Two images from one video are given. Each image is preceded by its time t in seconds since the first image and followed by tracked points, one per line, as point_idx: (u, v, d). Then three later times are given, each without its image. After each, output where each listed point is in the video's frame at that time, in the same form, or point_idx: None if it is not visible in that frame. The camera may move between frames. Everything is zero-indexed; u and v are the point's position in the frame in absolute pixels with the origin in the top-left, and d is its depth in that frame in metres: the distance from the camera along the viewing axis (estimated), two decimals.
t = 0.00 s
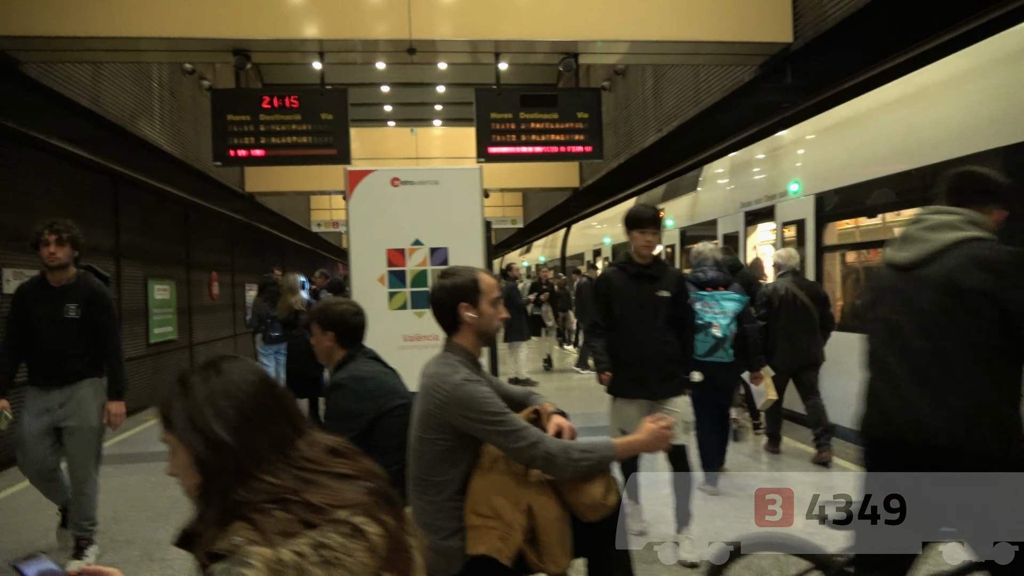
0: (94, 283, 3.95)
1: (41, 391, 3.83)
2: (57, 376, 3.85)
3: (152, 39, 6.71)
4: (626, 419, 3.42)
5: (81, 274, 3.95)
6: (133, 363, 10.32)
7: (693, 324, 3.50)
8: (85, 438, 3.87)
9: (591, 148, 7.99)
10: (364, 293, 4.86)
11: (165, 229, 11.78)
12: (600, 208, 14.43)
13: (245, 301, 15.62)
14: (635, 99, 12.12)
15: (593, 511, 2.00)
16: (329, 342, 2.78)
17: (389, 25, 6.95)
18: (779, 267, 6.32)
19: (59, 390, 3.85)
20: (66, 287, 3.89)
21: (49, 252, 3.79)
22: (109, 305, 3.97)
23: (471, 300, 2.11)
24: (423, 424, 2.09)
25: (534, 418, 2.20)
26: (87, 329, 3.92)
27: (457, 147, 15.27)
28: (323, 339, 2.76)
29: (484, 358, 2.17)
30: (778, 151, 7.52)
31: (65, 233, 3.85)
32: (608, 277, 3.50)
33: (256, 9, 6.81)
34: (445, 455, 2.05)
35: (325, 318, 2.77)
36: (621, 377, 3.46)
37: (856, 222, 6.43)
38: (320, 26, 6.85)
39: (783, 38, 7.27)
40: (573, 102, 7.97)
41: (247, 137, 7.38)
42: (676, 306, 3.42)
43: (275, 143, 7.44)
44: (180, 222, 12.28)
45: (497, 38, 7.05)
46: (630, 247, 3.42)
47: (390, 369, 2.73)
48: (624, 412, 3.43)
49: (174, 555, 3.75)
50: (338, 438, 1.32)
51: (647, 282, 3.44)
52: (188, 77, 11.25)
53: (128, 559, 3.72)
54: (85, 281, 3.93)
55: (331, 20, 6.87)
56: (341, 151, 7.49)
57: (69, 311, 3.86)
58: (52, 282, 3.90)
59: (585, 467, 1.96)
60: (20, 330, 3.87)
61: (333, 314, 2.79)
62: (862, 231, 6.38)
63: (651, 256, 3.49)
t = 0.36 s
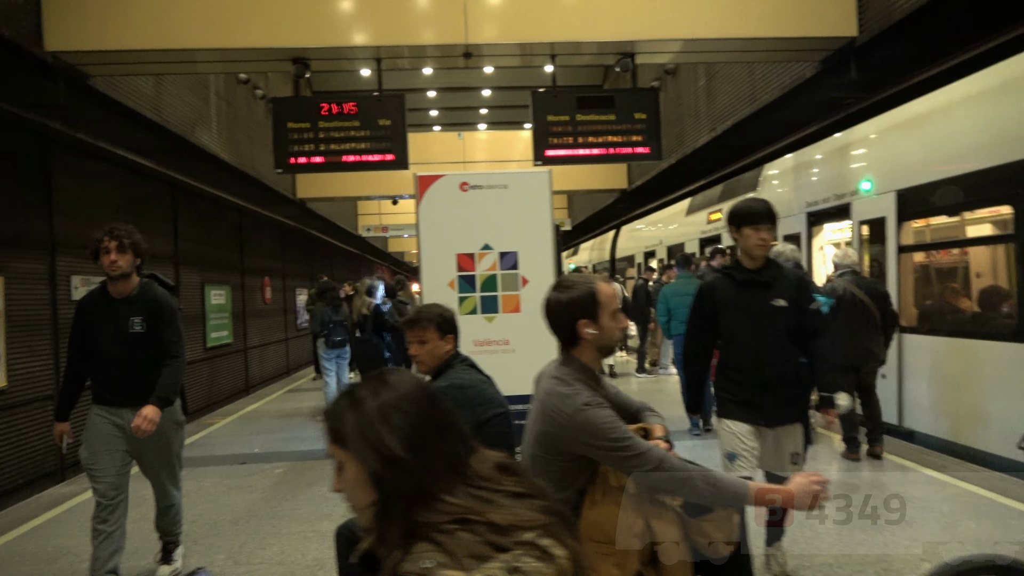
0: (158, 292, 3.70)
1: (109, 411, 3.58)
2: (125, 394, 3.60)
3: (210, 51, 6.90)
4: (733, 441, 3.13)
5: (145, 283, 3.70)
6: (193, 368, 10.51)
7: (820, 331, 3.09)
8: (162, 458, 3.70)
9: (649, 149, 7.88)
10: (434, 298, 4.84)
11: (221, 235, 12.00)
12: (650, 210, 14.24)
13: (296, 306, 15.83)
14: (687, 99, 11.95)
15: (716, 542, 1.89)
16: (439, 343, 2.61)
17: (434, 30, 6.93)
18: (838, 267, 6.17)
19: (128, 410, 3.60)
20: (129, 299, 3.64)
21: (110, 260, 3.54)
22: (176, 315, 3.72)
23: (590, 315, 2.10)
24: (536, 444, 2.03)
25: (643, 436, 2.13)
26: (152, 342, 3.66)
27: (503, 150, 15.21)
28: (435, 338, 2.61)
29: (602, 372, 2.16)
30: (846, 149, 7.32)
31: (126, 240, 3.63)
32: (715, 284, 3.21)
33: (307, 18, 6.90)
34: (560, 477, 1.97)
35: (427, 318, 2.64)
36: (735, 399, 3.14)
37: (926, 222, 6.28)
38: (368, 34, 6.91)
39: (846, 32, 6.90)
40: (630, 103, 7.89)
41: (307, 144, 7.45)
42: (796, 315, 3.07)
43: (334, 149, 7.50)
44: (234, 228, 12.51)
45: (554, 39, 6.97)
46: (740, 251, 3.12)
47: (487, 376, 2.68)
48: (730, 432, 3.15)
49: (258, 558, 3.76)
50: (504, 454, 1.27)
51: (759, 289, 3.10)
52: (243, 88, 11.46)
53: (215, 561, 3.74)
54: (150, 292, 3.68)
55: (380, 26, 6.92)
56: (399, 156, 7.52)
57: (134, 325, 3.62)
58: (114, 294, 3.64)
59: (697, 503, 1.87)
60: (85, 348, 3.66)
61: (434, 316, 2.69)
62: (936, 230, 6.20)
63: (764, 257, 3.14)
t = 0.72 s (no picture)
0: (218, 281, 3.16)
1: (166, 417, 3.07)
2: (184, 398, 3.06)
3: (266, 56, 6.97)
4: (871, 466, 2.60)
5: (203, 271, 3.17)
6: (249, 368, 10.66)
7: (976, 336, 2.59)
8: (218, 475, 3.07)
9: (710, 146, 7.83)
10: (507, 297, 4.83)
11: (274, 237, 12.17)
12: (701, 209, 14.03)
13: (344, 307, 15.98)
14: (741, 96, 11.76)
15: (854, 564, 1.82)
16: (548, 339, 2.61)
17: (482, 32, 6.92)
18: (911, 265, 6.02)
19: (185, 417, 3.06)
20: (186, 289, 3.09)
21: (164, 246, 3.01)
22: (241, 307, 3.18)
23: (729, 314, 2.22)
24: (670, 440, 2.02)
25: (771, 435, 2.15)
26: (217, 337, 3.14)
27: (547, 149, 15.11)
28: (545, 335, 2.59)
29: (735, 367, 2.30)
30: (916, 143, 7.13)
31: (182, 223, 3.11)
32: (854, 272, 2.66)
33: (354, 21, 6.93)
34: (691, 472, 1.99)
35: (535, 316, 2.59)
36: (872, 416, 2.61)
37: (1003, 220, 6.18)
38: (419, 35, 6.94)
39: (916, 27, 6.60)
40: (691, 99, 7.81)
41: (367, 145, 7.50)
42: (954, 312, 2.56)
43: (394, 150, 7.55)
44: (286, 231, 12.68)
45: (615, 37, 6.90)
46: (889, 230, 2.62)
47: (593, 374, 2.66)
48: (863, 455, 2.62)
49: (343, 556, 3.76)
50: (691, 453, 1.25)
51: (910, 281, 2.58)
52: (297, 92, 11.62)
53: (302, 559, 3.76)
54: (212, 280, 3.15)
55: (429, 28, 6.94)
56: (459, 157, 7.54)
57: (194, 318, 3.07)
58: (170, 284, 3.09)
59: (824, 521, 1.87)
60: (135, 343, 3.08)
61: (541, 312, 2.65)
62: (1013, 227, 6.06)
63: (912, 243, 2.64)
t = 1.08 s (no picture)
0: (273, 281, 2.74)
1: (210, 435, 2.65)
2: (230, 411, 2.63)
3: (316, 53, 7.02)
4: None
5: (258, 268, 2.77)
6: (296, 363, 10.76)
7: None
8: (261, 499, 2.59)
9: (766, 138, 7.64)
10: (570, 291, 4.77)
11: (321, 233, 12.29)
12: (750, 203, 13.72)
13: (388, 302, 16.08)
14: (794, 86, 11.46)
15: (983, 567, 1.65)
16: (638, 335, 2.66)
17: (530, 27, 6.87)
18: (986, 259, 5.84)
19: (228, 435, 2.64)
20: (238, 289, 2.68)
21: (217, 238, 2.64)
22: (297, 311, 2.75)
23: (836, 307, 2.15)
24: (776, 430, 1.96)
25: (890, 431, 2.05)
26: (271, 343, 2.71)
27: (588, 144, 14.67)
28: (635, 329, 2.65)
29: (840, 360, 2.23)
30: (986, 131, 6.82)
31: (236, 215, 2.72)
32: None
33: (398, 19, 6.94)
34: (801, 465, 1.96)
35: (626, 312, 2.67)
36: None
37: None
38: (463, 31, 6.90)
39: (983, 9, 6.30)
40: (747, 90, 7.65)
41: (420, 141, 7.51)
42: None
43: (446, 145, 7.53)
44: (333, 227, 12.80)
45: (671, 28, 6.76)
46: None
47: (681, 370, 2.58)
48: None
49: (412, 550, 3.75)
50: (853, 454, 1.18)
51: None
52: (344, 89, 11.68)
53: (371, 552, 3.75)
54: (268, 279, 2.73)
55: (474, 24, 6.90)
56: (511, 151, 7.50)
57: (243, 321, 2.63)
58: (218, 283, 2.69)
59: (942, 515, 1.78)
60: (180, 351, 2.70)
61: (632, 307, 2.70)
62: None
63: None
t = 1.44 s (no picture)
0: (286, 251, 2.12)
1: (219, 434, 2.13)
2: (238, 413, 2.09)
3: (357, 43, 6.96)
4: None
5: (271, 237, 2.15)
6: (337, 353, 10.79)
7: None
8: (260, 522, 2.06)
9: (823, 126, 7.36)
10: (624, 281, 4.63)
11: (362, 225, 12.30)
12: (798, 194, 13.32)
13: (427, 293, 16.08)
14: (846, 74, 11.07)
15: None
16: (712, 325, 2.54)
17: (571, 15, 6.73)
18: None
19: (237, 434, 2.11)
20: (243, 264, 2.10)
21: (215, 203, 2.10)
22: (313, 292, 2.09)
23: (936, 290, 1.96)
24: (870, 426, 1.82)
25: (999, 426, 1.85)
26: (277, 333, 2.08)
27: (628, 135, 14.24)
28: (709, 318, 2.52)
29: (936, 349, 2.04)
30: None
31: (238, 173, 2.14)
32: None
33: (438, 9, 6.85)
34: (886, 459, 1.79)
35: (700, 300, 2.54)
36: None
37: None
38: (505, 20, 6.79)
39: None
40: (803, 76, 7.37)
41: (465, 130, 7.43)
42: None
43: (492, 135, 7.44)
44: (373, 219, 12.81)
45: (722, 12, 6.55)
46: None
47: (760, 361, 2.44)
48: None
49: (465, 545, 3.66)
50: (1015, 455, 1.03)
51: None
52: (386, 80, 11.65)
53: (423, 545, 3.68)
54: (279, 252, 2.11)
55: (516, 11, 6.79)
56: (557, 141, 7.36)
57: (248, 304, 2.07)
58: (225, 258, 2.14)
59: None
60: (188, 339, 2.20)
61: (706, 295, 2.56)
62: None
63: None
